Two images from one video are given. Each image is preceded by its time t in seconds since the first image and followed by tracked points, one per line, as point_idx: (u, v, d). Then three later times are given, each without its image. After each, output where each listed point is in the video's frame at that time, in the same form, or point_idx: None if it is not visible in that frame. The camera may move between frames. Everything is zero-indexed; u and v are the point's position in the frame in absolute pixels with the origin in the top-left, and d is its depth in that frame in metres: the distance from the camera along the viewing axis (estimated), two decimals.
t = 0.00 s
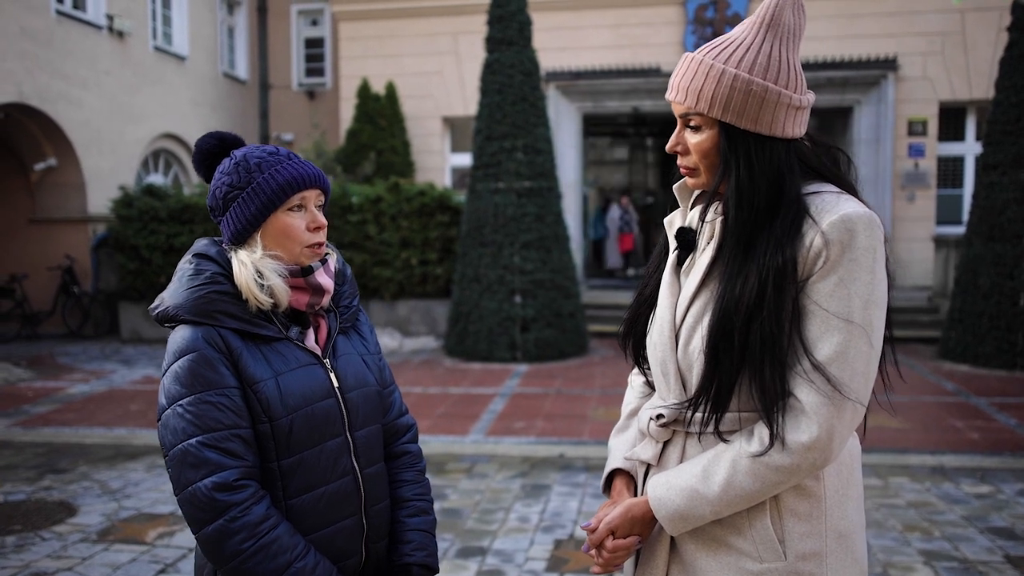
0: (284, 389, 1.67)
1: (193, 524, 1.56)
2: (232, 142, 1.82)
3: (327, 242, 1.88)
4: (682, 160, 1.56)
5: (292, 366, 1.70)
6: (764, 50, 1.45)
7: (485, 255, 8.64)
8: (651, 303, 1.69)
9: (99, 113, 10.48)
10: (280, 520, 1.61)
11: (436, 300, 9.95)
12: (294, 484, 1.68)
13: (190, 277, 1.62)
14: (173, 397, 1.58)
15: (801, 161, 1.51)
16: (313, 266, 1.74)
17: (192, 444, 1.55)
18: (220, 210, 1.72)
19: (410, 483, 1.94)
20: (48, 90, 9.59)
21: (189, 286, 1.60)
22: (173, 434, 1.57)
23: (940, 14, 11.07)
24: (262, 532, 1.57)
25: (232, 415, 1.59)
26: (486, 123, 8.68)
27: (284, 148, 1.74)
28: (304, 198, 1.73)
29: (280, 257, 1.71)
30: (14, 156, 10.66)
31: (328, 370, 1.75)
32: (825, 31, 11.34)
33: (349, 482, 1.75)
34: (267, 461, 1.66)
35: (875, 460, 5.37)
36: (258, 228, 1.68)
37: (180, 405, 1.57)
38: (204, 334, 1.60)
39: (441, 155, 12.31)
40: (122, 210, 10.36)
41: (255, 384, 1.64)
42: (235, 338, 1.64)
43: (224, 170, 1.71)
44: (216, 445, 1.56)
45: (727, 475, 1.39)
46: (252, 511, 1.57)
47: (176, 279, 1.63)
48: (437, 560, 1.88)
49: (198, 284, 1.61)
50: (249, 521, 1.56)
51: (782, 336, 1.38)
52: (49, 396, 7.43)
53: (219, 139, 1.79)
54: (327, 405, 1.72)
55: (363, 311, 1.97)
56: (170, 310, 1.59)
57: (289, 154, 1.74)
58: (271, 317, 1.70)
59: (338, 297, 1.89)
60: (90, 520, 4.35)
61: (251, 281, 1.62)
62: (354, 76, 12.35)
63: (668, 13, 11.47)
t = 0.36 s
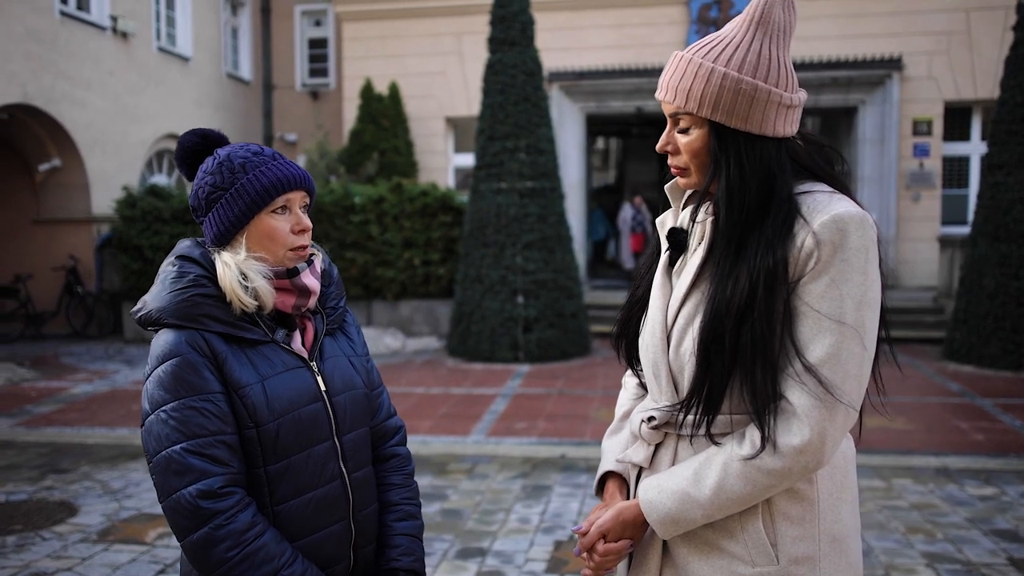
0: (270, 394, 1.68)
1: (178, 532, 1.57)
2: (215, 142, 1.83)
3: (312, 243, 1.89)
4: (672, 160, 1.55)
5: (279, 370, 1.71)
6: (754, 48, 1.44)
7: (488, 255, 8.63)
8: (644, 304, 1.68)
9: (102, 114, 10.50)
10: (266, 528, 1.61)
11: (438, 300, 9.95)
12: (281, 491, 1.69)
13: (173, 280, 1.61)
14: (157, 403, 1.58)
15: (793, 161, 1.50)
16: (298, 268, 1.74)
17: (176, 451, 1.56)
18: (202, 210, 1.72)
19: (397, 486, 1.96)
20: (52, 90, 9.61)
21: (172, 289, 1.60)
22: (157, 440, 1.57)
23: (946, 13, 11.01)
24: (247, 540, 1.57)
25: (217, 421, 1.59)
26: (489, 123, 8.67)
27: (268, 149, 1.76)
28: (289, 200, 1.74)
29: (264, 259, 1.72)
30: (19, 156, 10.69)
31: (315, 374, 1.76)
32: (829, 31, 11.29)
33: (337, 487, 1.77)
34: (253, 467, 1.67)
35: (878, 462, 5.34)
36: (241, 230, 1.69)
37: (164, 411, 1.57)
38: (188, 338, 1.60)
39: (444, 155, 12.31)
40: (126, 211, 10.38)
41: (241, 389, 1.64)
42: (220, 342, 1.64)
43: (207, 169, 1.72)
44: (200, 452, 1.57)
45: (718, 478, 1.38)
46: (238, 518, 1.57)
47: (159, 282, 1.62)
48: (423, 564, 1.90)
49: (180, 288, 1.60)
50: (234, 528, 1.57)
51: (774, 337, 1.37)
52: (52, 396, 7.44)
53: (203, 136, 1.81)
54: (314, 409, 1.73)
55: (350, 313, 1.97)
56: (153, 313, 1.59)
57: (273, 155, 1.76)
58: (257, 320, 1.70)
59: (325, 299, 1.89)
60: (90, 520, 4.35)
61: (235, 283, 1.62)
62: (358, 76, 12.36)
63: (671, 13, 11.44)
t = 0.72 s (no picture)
0: (265, 394, 1.67)
1: (173, 535, 1.56)
2: (195, 144, 1.85)
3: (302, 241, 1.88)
4: (668, 157, 1.53)
5: (273, 371, 1.70)
6: (752, 44, 1.43)
7: (491, 256, 8.61)
8: (639, 303, 1.67)
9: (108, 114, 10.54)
10: (261, 531, 1.61)
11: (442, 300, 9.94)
12: (276, 492, 1.68)
13: (165, 279, 1.60)
14: (150, 405, 1.57)
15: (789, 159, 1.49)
16: (291, 264, 1.74)
17: (171, 453, 1.55)
18: (188, 210, 1.72)
19: (389, 486, 1.95)
20: (58, 91, 9.67)
21: (163, 289, 1.59)
22: (151, 443, 1.56)
23: (953, 12, 10.95)
24: (243, 543, 1.57)
25: (212, 423, 1.58)
26: (492, 123, 8.65)
27: (249, 144, 1.76)
28: (274, 191, 1.74)
29: (256, 256, 1.71)
30: (25, 157, 10.73)
31: (309, 375, 1.76)
32: (835, 30, 11.23)
33: (332, 488, 1.76)
34: (248, 468, 1.66)
35: (883, 463, 5.30)
36: (230, 225, 1.69)
37: (157, 413, 1.56)
38: (182, 339, 1.59)
39: (448, 155, 12.30)
40: (130, 211, 10.41)
41: (236, 390, 1.63)
42: (214, 342, 1.63)
43: (190, 169, 1.72)
44: (195, 454, 1.56)
45: (713, 481, 1.36)
46: (234, 521, 1.57)
47: (149, 283, 1.61)
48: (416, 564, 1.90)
49: (173, 287, 1.59)
50: (230, 532, 1.56)
51: (769, 339, 1.35)
52: (57, 395, 7.44)
53: (182, 140, 1.82)
54: (308, 410, 1.73)
55: (340, 311, 1.97)
56: (145, 313, 1.57)
57: (255, 149, 1.76)
58: (250, 320, 1.70)
59: (316, 298, 1.88)
60: (92, 519, 4.34)
61: (229, 282, 1.61)
62: (362, 76, 12.36)
63: (676, 12, 11.40)
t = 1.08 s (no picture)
0: (262, 392, 1.66)
1: (169, 533, 1.55)
2: (197, 142, 1.84)
3: (302, 241, 1.87)
4: (664, 155, 1.51)
5: (270, 369, 1.69)
6: (749, 41, 1.41)
7: (496, 256, 8.60)
8: (636, 303, 1.65)
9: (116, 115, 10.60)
10: (258, 529, 1.60)
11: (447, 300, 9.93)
12: (273, 490, 1.68)
13: (163, 279, 1.60)
14: (147, 403, 1.56)
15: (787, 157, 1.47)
16: (289, 265, 1.73)
17: (168, 451, 1.54)
18: (188, 209, 1.71)
19: (388, 484, 1.94)
20: (65, 91, 9.70)
21: (161, 288, 1.59)
22: (148, 441, 1.55)
23: (962, 10, 10.87)
24: (239, 541, 1.56)
25: (208, 421, 1.58)
26: (497, 123, 8.64)
27: (250, 144, 1.76)
28: (274, 192, 1.73)
29: (255, 256, 1.71)
30: (32, 157, 10.78)
31: (306, 373, 1.75)
32: (842, 29, 11.17)
33: (329, 486, 1.75)
34: (245, 467, 1.66)
35: (889, 464, 5.27)
36: (228, 225, 1.69)
37: (154, 411, 1.56)
38: (179, 338, 1.59)
39: (453, 155, 12.30)
40: (137, 211, 10.46)
41: (233, 389, 1.63)
42: (212, 341, 1.63)
43: (190, 167, 1.71)
44: (193, 452, 1.55)
45: (708, 483, 1.35)
46: (230, 519, 1.56)
47: (147, 281, 1.61)
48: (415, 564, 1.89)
49: (170, 286, 1.59)
50: (226, 530, 1.55)
51: (766, 340, 1.33)
52: (63, 395, 7.46)
53: (183, 137, 1.81)
54: (305, 408, 1.72)
55: (339, 310, 1.96)
56: (143, 312, 1.58)
57: (255, 149, 1.75)
58: (247, 319, 1.69)
59: (314, 298, 1.88)
60: (95, 518, 4.34)
61: (226, 282, 1.61)
62: (367, 77, 12.37)
63: (682, 11, 11.36)
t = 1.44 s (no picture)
0: (256, 393, 1.65)
1: (162, 530, 1.55)
2: (216, 139, 1.84)
3: (304, 244, 1.87)
4: (659, 155, 1.49)
5: (266, 370, 1.68)
6: (745, 40, 1.39)
7: (501, 256, 8.59)
8: (630, 304, 1.64)
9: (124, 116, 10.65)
10: (249, 528, 1.59)
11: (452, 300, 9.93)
12: (266, 490, 1.67)
13: (161, 279, 1.60)
14: (143, 401, 1.56)
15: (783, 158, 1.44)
16: (288, 268, 1.73)
17: (161, 450, 1.54)
18: (197, 202, 1.71)
19: (386, 487, 1.93)
20: (73, 93, 9.74)
21: (159, 288, 1.59)
22: (142, 439, 1.55)
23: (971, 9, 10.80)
24: (230, 540, 1.55)
25: (202, 421, 1.57)
26: (503, 123, 8.63)
27: (268, 148, 1.76)
28: (285, 198, 1.73)
29: (254, 258, 1.71)
30: (40, 158, 10.83)
31: (302, 374, 1.74)
32: (849, 28, 11.09)
33: (323, 488, 1.74)
34: (238, 466, 1.65)
35: (896, 466, 5.22)
36: (234, 224, 1.68)
37: (149, 410, 1.56)
38: (175, 337, 1.58)
39: (459, 155, 12.30)
40: (144, 212, 10.51)
41: (227, 389, 1.62)
42: (207, 341, 1.62)
43: (206, 163, 1.71)
44: (185, 451, 1.55)
45: (702, 488, 1.33)
46: (221, 518, 1.55)
47: (147, 281, 1.61)
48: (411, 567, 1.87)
49: (168, 286, 1.59)
50: (217, 528, 1.54)
51: (760, 344, 1.32)
52: (69, 395, 7.49)
53: (204, 133, 1.81)
54: (300, 409, 1.71)
55: (340, 313, 1.95)
56: (140, 311, 1.58)
57: (272, 153, 1.75)
58: (244, 320, 1.68)
59: (314, 300, 1.86)
60: (99, 518, 4.35)
61: (222, 283, 1.61)
62: (374, 77, 12.38)
63: (689, 11, 11.33)
